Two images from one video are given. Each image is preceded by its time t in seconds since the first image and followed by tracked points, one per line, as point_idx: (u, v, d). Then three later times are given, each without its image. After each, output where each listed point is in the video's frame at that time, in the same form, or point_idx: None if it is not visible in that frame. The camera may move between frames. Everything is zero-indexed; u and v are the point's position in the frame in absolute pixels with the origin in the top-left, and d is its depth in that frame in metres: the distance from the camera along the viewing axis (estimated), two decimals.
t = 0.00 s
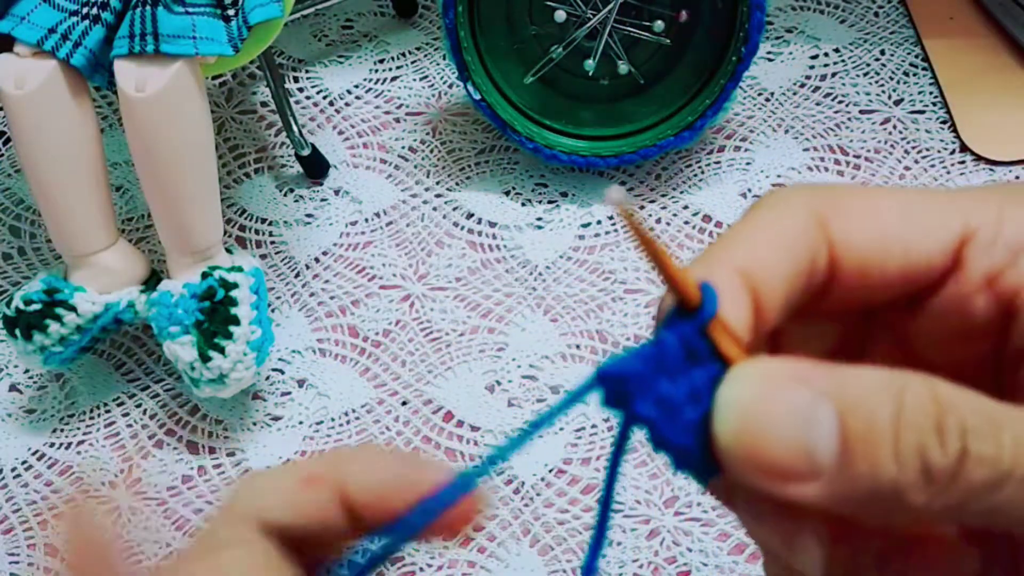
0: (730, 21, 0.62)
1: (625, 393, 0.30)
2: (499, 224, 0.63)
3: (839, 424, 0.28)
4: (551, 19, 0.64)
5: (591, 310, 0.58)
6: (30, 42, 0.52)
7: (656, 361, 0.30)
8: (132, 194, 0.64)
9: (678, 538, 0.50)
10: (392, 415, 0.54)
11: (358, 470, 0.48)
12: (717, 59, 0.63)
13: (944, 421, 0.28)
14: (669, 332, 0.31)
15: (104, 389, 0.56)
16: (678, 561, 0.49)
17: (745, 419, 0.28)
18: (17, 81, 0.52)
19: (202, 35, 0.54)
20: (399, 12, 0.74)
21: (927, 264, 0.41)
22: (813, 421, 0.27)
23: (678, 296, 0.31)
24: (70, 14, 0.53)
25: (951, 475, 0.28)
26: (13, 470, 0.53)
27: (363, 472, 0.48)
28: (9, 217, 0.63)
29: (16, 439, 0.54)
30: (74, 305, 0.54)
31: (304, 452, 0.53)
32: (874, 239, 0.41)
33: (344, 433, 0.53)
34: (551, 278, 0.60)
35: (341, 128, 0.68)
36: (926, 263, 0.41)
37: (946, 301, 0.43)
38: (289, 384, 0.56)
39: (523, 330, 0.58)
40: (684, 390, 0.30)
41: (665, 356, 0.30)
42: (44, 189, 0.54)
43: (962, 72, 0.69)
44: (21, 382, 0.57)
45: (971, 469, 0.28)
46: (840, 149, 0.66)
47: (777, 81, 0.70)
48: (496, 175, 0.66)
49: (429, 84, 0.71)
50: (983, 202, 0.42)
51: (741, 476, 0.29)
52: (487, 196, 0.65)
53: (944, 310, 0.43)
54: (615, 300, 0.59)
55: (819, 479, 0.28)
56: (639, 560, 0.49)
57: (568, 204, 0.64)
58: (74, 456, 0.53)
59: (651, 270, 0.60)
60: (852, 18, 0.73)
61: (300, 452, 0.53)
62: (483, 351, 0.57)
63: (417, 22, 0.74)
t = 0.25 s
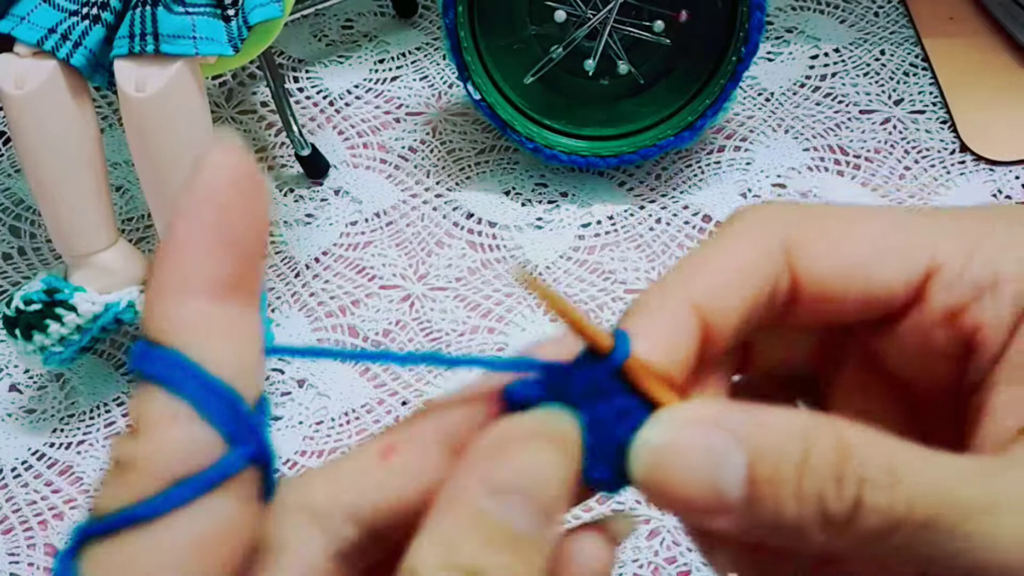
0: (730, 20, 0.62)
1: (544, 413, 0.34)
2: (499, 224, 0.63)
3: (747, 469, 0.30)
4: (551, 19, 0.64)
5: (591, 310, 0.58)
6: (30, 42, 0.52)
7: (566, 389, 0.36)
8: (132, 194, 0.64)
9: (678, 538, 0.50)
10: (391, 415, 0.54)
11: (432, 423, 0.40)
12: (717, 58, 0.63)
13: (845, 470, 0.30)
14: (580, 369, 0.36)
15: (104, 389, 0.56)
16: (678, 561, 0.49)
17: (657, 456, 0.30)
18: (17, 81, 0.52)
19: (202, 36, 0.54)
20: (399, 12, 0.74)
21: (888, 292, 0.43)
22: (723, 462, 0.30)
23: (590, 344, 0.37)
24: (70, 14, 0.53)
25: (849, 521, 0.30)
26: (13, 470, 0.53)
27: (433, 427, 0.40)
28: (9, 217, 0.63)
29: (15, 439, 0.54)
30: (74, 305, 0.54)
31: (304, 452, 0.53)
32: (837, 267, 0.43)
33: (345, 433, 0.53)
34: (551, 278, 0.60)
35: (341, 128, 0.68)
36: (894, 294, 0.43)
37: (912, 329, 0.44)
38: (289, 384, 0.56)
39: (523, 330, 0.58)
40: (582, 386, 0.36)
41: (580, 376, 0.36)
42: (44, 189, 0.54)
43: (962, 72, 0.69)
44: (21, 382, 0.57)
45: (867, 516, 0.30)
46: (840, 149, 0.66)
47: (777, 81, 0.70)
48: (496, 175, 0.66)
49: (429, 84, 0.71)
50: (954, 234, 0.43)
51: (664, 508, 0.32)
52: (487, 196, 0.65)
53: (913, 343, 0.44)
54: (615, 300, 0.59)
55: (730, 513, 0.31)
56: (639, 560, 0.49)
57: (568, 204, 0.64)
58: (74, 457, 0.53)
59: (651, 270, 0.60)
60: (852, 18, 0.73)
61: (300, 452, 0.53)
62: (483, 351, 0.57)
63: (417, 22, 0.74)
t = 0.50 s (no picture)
0: (729, 20, 0.62)
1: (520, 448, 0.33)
2: (499, 224, 0.63)
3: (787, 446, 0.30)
4: (551, 19, 0.64)
5: (591, 310, 0.58)
6: (30, 42, 0.52)
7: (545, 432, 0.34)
8: (132, 194, 0.64)
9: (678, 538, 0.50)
10: (392, 415, 0.54)
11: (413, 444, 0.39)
12: (717, 58, 0.63)
13: (875, 453, 0.29)
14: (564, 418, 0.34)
15: (104, 389, 0.56)
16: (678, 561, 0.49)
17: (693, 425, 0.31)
18: (17, 81, 0.52)
19: (202, 36, 0.54)
20: (399, 12, 0.74)
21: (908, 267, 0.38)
22: (759, 441, 0.30)
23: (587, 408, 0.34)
24: (70, 14, 0.53)
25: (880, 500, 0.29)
26: (13, 470, 0.53)
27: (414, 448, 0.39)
28: (9, 217, 0.63)
29: (16, 439, 0.54)
30: (74, 305, 0.54)
31: (305, 452, 0.53)
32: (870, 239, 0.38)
33: (345, 433, 0.53)
34: (551, 278, 0.60)
35: (341, 128, 0.68)
36: (919, 319, 0.36)
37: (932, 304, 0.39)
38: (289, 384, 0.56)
39: (523, 330, 0.58)
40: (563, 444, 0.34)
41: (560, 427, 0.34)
42: (44, 189, 0.54)
43: (962, 72, 0.69)
44: (21, 382, 0.57)
45: (896, 495, 0.29)
46: (840, 149, 0.66)
47: (777, 81, 0.70)
48: (496, 175, 0.66)
49: (429, 84, 0.71)
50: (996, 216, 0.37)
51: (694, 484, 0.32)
52: (487, 196, 0.65)
53: (939, 356, 0.39)
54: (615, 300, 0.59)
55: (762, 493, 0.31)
56: (639, 560, 0.49)
57: (568, 204, 0.64)
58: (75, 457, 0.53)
59: (650, 270, 0.60)
60: (852, 18, 0.73)
61: (300, 452, 0.53)
62: (483, 351, 0.57)
63: (417, 22, 0.74)
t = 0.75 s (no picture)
0: (729, 20, 0.62)
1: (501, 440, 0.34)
2: (499, 224, 0.63)
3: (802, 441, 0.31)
4: (551, 19, 0.64)
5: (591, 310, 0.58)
6: (30, 42, 0.52)
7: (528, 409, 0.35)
8: (132, 194, 0.64)
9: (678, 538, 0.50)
10: (391, 415, 0.54)
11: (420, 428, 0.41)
12: (717, 58, 0.63)
13: (900, 443, 0.30)
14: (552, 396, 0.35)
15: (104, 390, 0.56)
16: (678, 561, 0.49)
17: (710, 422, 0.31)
18: (17, 81, 0.52)
19: (203, 36, 0.54)
20: (399, 12, 0.74)
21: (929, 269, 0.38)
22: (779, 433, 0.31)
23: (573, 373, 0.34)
24: (70, 14, 0.53)
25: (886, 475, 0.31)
26: (13, 470, 0.53)
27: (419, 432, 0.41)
28: (9, 217, 0.63)
29: (15, 439, 0.54)
30: (74, 304, 0.54)
31: (304, 452, 0.53)
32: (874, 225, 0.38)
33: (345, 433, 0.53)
34: (551, 278, 0.60)
35: (341, 128, 0.68)
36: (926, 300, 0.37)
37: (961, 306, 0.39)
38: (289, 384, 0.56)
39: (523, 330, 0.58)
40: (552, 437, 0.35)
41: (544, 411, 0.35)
42: (44, 189, 0.54)
43: (962, 72, 0.69)
44: (20, 382, 0.57)
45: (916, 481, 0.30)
46: (840, 149, 0.66)
47: (777, 81, 0.70)
48: (496, 175, 0.66)
49: (429, 84, 0.71)
50: None
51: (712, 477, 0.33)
52: (487, 196, 0.65)
53: (944, 332, 0.40)
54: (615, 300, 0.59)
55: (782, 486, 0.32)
56: (639, 560, 0.49)
57: (568, 204, 0.64)
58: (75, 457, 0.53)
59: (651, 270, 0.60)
60: (852, 17, 0.73)
61: (300, 452, 0.53)
62: (483, 351, 0.57)
63: (417, 22, 0.74)
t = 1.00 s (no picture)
0: (729, 20, 0.62)
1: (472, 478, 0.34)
2: (499, 224, 0.63)
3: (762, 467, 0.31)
4: (551, 19, 0.64)
5: (591, 310, 0.58)
6: (30, 42, 0.52)
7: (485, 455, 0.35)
8: (132, 194, 0.64)
9: (678, 538, 0.50)
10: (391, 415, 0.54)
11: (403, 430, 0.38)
12: (717, 58, 0.63)
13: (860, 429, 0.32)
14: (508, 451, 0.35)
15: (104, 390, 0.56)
16: (678, 561, 0.49)
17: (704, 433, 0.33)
18: (17, 81, 0.52)
19: (203, 36, 0.54)
20: (399, 12, 0.74)
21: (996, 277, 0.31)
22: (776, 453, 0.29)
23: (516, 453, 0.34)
24: (70, 14, 0.53)
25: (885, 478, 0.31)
26: (13, 470, 0.53)
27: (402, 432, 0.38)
28: (10, 217, 0.63)
29: (16, 439, 0.54)
30: (74, 305, 0.54)
31: (304, 452, 0.53)
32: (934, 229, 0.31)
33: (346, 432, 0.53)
34: (551, 278, 0.60)
35: (340, 128, 0.68)
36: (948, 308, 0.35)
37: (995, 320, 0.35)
38: (289, 384, 0.56)
39: (523, 330, 0.58)
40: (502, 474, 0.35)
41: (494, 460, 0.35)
42: (44, 189, 0.54)
43: (962, 72, 0.69)
44: (21, 382, 0.57)
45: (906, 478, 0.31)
46: (840, 149, 0.66)
47: (777, 80, 0.70)
48: (496, 175, 0.66)
49: (429, 84, 0.71)
50: None
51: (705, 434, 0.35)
52: (487, 196, 0.65)
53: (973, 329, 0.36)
54: (615, 300, 0.59)
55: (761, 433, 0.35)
56: (639, 560, 0.49)
57: (568, 204, 0.64)
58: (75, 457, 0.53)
59: (651, 270, 0.60)
60: (852, 17, 0.73)
61: (300, 452, 0.53)
62: (483, 351, 0.57)
63: (417, 22, 0.74)
